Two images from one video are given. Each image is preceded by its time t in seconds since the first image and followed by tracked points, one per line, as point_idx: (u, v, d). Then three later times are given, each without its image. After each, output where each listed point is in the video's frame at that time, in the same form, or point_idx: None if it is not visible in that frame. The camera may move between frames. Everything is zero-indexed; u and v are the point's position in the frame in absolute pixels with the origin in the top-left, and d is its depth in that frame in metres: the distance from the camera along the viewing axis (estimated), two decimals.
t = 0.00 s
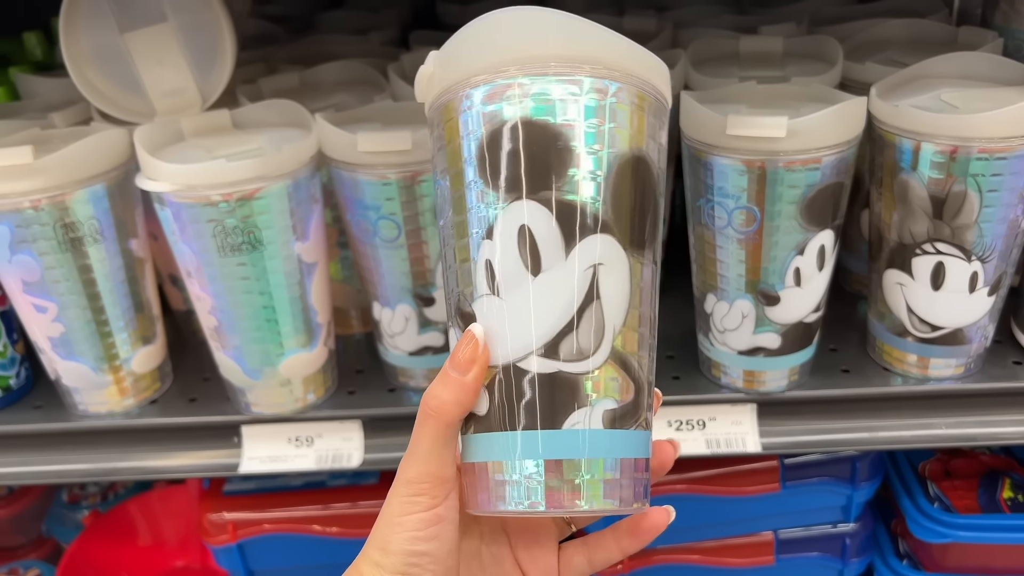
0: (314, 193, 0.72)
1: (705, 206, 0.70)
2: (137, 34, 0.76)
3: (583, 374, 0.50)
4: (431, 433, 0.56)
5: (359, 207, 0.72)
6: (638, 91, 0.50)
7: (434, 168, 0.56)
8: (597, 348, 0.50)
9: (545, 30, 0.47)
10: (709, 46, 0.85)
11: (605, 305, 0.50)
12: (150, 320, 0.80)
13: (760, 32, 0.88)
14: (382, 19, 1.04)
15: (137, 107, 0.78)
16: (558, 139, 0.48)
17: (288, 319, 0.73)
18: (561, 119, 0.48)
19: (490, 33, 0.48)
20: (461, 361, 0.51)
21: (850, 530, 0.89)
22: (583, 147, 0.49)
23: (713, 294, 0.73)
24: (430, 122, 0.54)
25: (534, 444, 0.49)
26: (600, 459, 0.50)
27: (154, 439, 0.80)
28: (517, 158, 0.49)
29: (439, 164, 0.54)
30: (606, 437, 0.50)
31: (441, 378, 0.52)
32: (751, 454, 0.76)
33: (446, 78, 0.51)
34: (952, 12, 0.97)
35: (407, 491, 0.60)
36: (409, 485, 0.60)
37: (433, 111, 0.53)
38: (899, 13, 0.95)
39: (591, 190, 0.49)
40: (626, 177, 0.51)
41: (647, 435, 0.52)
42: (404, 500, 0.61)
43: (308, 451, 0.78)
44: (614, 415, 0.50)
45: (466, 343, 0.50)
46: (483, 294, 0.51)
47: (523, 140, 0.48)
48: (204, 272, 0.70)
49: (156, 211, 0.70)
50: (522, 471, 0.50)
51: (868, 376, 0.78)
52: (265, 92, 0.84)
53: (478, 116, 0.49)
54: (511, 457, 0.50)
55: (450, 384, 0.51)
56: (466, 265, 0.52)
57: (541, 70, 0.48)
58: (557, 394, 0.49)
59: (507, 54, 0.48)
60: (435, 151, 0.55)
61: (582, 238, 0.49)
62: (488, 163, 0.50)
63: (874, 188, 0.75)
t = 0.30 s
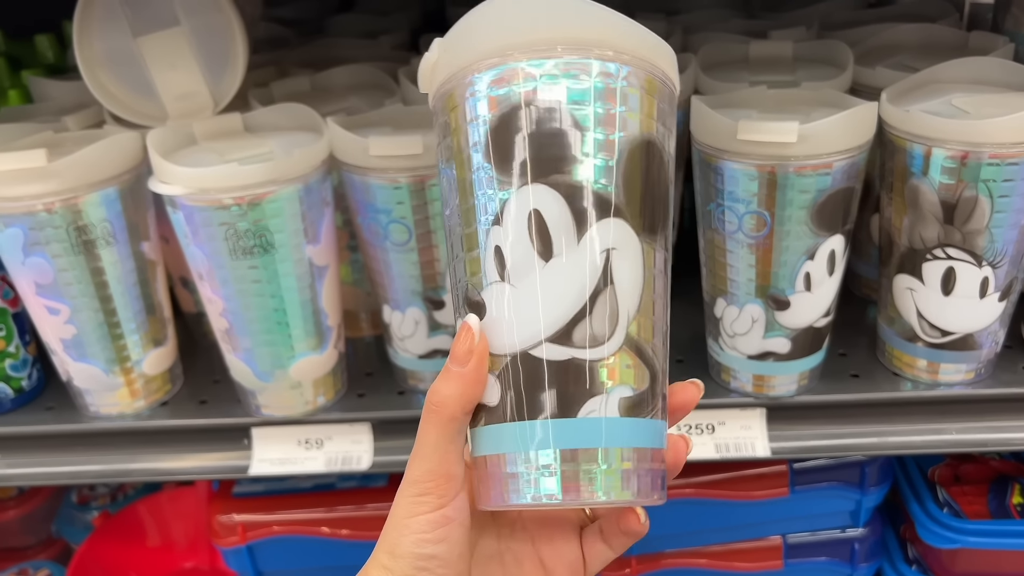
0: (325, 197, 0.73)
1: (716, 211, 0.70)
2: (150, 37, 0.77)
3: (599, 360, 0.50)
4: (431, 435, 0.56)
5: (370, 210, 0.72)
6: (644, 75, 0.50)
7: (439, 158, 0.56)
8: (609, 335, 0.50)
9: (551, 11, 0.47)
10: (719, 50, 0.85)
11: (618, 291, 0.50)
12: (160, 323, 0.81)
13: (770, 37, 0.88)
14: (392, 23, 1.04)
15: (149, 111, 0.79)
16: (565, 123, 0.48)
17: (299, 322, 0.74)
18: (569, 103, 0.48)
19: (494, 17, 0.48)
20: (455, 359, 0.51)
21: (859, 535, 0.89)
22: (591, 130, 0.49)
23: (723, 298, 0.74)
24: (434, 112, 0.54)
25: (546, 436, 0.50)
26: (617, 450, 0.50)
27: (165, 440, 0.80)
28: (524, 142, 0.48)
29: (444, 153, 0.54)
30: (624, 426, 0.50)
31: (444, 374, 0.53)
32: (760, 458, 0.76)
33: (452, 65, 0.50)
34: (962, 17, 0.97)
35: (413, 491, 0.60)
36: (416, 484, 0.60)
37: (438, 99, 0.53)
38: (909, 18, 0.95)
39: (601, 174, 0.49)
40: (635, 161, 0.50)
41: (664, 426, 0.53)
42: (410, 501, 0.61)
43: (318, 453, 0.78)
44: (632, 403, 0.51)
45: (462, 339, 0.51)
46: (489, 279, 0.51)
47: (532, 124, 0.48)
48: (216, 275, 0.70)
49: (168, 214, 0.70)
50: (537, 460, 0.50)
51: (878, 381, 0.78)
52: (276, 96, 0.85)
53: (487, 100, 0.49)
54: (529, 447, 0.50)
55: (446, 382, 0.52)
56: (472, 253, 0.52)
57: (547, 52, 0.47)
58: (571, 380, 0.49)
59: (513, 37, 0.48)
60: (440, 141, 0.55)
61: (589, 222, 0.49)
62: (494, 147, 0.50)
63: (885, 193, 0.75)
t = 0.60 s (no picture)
0: (336, 200, 0.73)
1: (726, 214, 0.70)
2: (161, 40, 0.77)
3: (686, 348, 0.53)
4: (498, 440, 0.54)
5: (380, 213, 0.72)
6: (673, 77, 0.51)
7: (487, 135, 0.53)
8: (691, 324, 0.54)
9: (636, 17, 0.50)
10: (729, 54, 0.85)
11: (695, 285, 0.53)
12: (171, 324, 0.81)
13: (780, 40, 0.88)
14: (401, 26, 1.05)
15: (161, 113, 0.79)
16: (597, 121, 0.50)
17: (309, 324, 0.74)
18: (598, 101, 0.49)
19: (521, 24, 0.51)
20: (551, 382, 0.48)
21: (868, 539, 0.89)
22: (622, 129, 0.50)
23: (733, 302, 0.73)
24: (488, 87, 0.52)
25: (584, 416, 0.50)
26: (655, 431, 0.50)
27: (175, 441, 0.81)
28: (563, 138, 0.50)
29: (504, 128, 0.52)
30: (667, 407, 0.51)
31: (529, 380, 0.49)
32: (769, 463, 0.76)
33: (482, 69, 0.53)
34: (972, 21, 0.97)
35: (456, 491, 0.60)
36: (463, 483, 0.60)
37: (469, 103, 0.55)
38: (919, 22, 0.95)
39: (670, 174, 0.52)
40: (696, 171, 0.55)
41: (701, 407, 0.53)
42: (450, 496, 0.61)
43: (328, 455, 0.78)
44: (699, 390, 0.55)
45: (561, 367, 0.49)
46: (545, 273, 0.51)
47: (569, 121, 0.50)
48: (227, 277, 0.70)
49: (180, 216, 0.70)
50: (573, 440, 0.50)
51: (887, 386, 0.78)
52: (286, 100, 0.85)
53: (583, 84, 0.49)
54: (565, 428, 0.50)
55: (535, 402, 0.49)
56: (512, 245, 0.53)
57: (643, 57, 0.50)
58: (671, 368, 0.52)
59: (542, 41, 0.50)
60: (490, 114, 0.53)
61: (640, 216, 0.50)
62: (538, 142, 0.50)
63: (895, 197, 0.75)
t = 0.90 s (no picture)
0: (345, 203, 0.73)
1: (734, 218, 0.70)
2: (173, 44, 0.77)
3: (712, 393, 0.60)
4: (583, 484, 0.52)
5: (389, 217, 0.72)
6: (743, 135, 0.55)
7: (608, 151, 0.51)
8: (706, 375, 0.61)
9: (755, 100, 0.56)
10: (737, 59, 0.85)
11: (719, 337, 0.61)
12: (181, 327, 0.81)
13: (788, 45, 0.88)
14: (410, 30, 1.05)
15: (171, 116, 0.79)
16: (650, 169, 0.51)
17: (318, 327, 0.74)
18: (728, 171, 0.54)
19: (572, 59, 0.53)
20: (643, 426, 0.51)
21: (875, 545, 0.89)
22: (675, 178, 0.52)
23: (741, 306, 0.73)
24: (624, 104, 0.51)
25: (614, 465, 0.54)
26: (652, 481, 0.55)
27: (183, 444, 0.81)
28: (619, 182, 0.51)
29: (634, 156, 0.51)
30: (668, 459, 0.54)
31: (621, 421, 0.51)
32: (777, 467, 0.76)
33: (532, 95, 0.55)
34: (981, 26, 0.97)
35: (532, 514, 0.55)
36: (529, 518, 0.56)
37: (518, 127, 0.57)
38: (927, 26, 0.95)
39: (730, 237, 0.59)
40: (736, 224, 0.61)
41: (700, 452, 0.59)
42: (520, 520, 0.56)
43: (335, 458, 0.78)
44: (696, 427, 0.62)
45: (652, 413, 0.51)
46: (617, 312, 0.53)
47: (622, 165, 0.51)
48: (236, 280, 0.71)
49: (189, 219, 0.71)
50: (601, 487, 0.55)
51: (895, 391, 0.78)
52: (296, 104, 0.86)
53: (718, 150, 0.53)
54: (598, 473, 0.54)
55: (628, 447, 0.50)
56: (581, 276, 0.53)
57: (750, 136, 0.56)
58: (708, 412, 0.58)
59: (593, 80, 0.52)
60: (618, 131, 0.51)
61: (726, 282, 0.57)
62: (594, 181, 0.52)
63: (903, 202, 0.75)
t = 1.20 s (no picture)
0: (351, 206, 0.73)
1: (739, 222, 0.70)
2: (179, 47, 0.78)
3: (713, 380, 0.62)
4: (609, 484, 0.51)
5: (395, 220, 0.72)
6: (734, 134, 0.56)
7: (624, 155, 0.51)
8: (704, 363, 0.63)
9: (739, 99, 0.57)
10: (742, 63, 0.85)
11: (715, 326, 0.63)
12: (186, 330, 0.82)
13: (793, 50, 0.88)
14: (415, 33, 1.05)
15: (178, 120, 0.80)
16: (641, 169, 0.52)
17: (322, 330, 0.74)
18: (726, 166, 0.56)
19: (559, 69, 0.52)
20: (649, 417, 0.50)
21: (880, 550, 0.89)
22: (664, 177, 0.52)
23: (746, 311, 0.73)
24: (633, 109, 0.51)
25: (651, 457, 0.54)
26: (674, 472, 0.54)
27: (187, 446, 0.81)
28: (611, 185, 0.52)
29: (649, 157, 0.52)
30: (689, 448, 0.54)
31: (628, 416, 0.50)
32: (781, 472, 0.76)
33: (520, 107, 0.54)
34: (987, 31, 0.97)
35: (566, 523, 0.53)
36: (563, 526, 0.53)
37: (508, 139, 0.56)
38: (933, 31, 0.95)
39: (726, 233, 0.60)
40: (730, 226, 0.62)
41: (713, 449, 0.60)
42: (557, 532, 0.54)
43: (340, 461, 0.78)
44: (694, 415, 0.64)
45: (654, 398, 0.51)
46: (624, 312, 0.53)
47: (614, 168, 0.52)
48: (242, 283, 0.71)
49: (195, 222, 0.71)
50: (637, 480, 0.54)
51: (900, 396, 0.78)
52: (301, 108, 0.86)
53: (720, 147, 0.55)
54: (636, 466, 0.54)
55: (641, 441, 0.50)
56: (604, 283, 0.53)
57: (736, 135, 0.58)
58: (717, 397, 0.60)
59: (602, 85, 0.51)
60: (631, 135, 0.51)
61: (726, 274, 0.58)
62: (609, 184, 0.52)
63: (910, 206, 0.75)
